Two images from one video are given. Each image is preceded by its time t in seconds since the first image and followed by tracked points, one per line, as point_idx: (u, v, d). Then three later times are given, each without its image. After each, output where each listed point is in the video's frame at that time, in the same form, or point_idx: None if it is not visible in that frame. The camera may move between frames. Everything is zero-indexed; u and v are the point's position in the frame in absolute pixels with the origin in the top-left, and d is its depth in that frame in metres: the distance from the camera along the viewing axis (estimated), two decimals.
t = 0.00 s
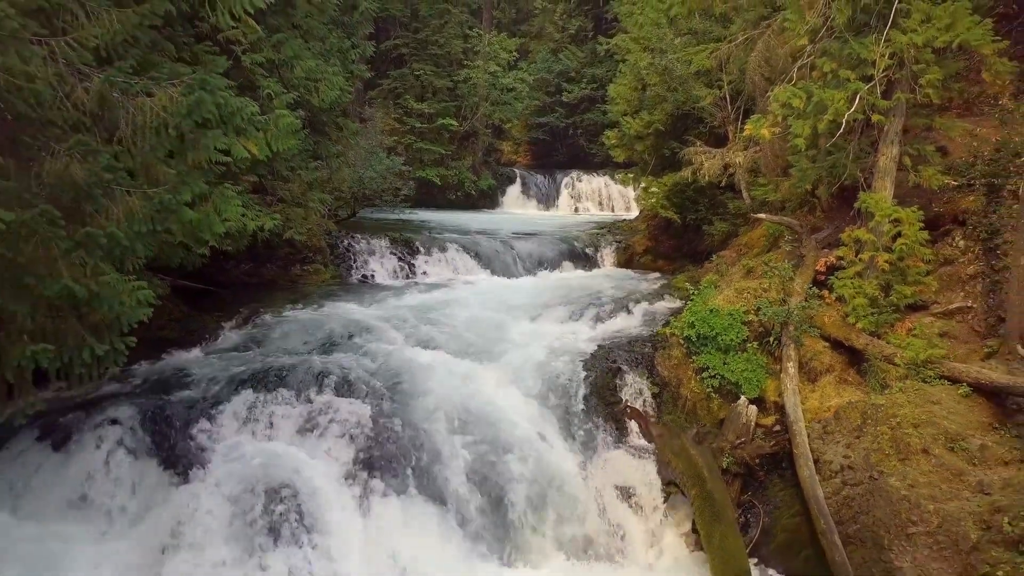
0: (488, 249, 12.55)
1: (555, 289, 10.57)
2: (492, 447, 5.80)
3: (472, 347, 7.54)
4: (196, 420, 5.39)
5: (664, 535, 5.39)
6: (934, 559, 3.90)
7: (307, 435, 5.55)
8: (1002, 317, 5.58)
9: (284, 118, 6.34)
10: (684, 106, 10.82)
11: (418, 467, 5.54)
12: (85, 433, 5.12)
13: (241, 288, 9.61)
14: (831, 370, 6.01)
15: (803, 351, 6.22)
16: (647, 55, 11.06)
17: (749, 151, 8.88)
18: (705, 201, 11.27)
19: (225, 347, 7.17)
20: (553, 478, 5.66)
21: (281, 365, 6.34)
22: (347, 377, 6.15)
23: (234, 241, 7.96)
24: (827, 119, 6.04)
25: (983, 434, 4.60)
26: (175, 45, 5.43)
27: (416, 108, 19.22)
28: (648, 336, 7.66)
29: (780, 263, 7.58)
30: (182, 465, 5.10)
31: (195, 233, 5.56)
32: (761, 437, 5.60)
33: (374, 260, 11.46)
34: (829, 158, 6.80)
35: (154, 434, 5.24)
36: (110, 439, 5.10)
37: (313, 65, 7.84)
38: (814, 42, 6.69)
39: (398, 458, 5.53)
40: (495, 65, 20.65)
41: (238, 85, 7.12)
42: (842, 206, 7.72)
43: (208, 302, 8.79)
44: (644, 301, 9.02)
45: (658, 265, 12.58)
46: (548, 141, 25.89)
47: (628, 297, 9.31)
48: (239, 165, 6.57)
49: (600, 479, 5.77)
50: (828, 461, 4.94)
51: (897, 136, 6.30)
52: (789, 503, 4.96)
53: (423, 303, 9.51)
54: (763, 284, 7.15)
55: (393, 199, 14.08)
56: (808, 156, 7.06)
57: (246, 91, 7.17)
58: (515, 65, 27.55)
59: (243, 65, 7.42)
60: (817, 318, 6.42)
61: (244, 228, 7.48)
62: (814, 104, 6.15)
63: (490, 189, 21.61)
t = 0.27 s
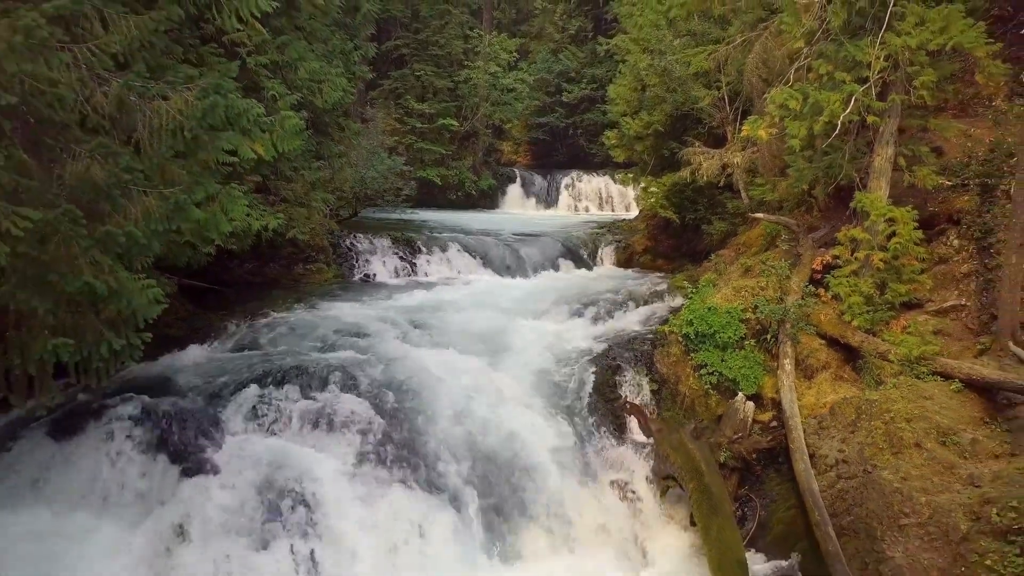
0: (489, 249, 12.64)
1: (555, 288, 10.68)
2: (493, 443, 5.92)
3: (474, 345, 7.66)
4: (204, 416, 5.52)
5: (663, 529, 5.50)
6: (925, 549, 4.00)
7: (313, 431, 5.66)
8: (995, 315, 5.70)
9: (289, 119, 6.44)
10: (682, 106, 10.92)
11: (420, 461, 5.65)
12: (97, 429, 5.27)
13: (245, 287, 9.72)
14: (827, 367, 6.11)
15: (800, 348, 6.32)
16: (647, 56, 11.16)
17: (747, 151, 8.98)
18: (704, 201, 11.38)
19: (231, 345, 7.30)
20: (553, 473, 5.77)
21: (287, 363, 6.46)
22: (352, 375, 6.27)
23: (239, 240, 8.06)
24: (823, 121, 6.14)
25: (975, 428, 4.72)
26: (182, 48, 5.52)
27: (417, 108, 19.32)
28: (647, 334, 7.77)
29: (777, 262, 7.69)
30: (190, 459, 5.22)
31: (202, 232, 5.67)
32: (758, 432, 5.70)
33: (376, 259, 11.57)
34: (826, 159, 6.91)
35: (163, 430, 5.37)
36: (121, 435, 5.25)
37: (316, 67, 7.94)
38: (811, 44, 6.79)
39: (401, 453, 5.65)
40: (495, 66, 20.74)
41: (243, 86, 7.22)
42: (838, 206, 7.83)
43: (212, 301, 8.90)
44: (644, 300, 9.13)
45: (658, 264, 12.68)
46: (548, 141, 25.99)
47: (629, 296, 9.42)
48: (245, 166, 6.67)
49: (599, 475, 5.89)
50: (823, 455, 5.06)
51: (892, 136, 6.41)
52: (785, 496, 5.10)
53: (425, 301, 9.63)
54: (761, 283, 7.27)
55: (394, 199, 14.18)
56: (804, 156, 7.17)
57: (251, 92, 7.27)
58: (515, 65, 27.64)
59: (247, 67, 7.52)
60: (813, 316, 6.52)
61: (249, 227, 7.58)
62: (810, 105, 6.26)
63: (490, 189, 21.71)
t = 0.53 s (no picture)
0: (489, 248, 12.75)
1: (555, 287, 10.81)
2: (495, 437, 6.03)
3: (475, 343, 7.77)
4: (211, 410, 5.63)
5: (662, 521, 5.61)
6: (915, 538, 4.12)
7: (318, 424, 5.76)
8: (987, 312, 5.82)
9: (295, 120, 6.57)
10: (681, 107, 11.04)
11: (423, 455, 5.76)
12: (108, 423, 5.40)
13: (249, 285, 9.85)
14: (823, 363, 6.21)
15: (796, 344, 6.41)
16: (646, 57, 11.29)
17: (744, 152, 9.11)
18: (703, 201, 11.50)
19: (236, 341, 7.40)
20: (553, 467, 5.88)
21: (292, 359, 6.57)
22: (356, 370, 6.37)
23: (244, 239, 8.18)
24: (818, 121, 6.27)
25: (965, 422, 4.84)
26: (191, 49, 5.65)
27: (418, 108, 19.44)
28: (646, 332, 7.90)
29: (774, 261, 7.81)
30: (198, 452, 5.34)
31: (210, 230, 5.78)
32: (754, 427, 5.81)
33: (378, 258, 11.69)
34: (821, 159, 7.04)
35: (171, 423, 5.48)
36: (131, 429, 5.37)
37: (320, 68, 8.06)
38: (807, 46, 6.92)
39: (405, 446, 5.76)
40: (496, 66, 20.87)
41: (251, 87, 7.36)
42: (834, 206, 7.95)
43: (217, 299, 9.03)
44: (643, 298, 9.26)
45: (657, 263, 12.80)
46: (548, 141, 26.11)
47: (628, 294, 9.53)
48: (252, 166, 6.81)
49: (598, 469, 6.00)
50: (817, 448, 5.17)
51: (887, 137, 6.54)
52: (781, 488, 5.22)
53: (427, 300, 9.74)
54: (758, 281, 7.39)
55: (395, 198, 14.30)
56: (800, 156, 7.29)
57: (259, 94, 7.42)
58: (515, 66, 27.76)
59: (253, 68, 7.65)
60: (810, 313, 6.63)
61: (255, 226, 7.71)
62: (806, 106, 6.39)
63: (491, 189, 21.83)
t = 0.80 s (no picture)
0: (490, 247, 12.85)
1: (555, 286, 10.91)
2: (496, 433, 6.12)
3: (477, 341, 7.87)
4: (218, 406, 5.73)
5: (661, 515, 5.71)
6: (908, 529, 4.23)
7: (322, 420, 5.86)
8: (980, 310, 5.91)
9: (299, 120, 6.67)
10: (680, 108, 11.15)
11: (425, 450, 5.83)
12: (118, 419, 5.51)
13: (252, 284, 9.96)
14: (819, 360, 6.29)
15: (792, 341, 6.50)
16: (645, 58, 11.39)
17: (742, 152, 9.22)
18: (701, 201, 11.61)
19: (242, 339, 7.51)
20: (554, 462, 5.97)
21: (297, 356, 6.67)
22: (360, 368, 6.47)
23: (248, 238, 8.28)
24: (814, 122, 6.37)
25: (958, 416, 4.93)
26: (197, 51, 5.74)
27: (418, 109, 19.55)
28: (645, 329, 8.01)
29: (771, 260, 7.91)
30: (206, 447, 5.44)
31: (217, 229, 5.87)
32: (751, 423, 5.89)
33: (379, 257, 11.79)
34: (818, 159, 7.14)
35: (179, 419, 5.59)
36: (140, 425, 5.48)
37: (323, 70, 8.16)
38: (804, 48, 7.02)
39: (407, 441, 5.84)
40: (496, 67, 20.98)
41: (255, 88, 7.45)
42: (830, 205, 8.06)
43: (221, 297, 9.13)
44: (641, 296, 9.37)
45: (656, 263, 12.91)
46: (548, 141, 26.22)
47: (627, 293, 9.64)
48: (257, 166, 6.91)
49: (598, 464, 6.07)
50: (813, 444, 5.27)
51: (882, 137, 6.66)
52: (777, 483, 5.33)
53: (429, 299, 9.85)
54: (755, 280, 7.50)
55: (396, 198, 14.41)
56: (797, 156, 7.40)
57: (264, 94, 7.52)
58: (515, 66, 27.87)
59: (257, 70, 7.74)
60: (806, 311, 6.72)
61: (259, 226, 7.80)
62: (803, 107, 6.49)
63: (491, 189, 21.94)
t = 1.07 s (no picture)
0: (490, 246, 12.96)
1: (556, 284, 11.04)
2: (498, 427, 6.23)
3: (478, 338, 7.97)
4: (225, 401, 5.84)
5: (659, 508, 5.82)
6: (900, 520, 4.37)
7: (327, 415, 5.97)
8: (972, 308, 6.03)
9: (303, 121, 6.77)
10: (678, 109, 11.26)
11: (429, 444, 5.95)
12: (127, 413, 5.63)
13: (255, 282, 10.06)
14: (815, 357, 6.41)
15: (789, 339, 6.65)
16: (644, 59, 11.51)
17: (740, 152, 9.32)
18: (700, 200, 11.72)
19: (247, 337, 7.63)
20: (555, 456, 6.09)
21: (302, 353, 6.78)
22: (365, 364, 6.59)
23: (251, 237, 8.38)
24: (810, 123, 6.48)
25: (950, 411, 5.06)
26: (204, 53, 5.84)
27: (419, 109, 19.66)
28: (643, 327, 8.12)
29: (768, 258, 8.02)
30: (213, 440, 5.55)
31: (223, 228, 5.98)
32: (748, 418, 6.01)
33: (381, 256, 11.90)
34: (814, 159, 7.25)
35: (187, 413, 5.70)
36: (149, 418, 5.60)
37: (326, 71, 8.26)
38: (800, 50, 7.12)
39: (411, 436, 5.95)
40: (496, 67, 21.09)
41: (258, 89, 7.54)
42: (827, 205, 8.17)
43: (224, 295, 9.23)
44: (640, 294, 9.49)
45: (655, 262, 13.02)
46: (548, 141, 26.33)
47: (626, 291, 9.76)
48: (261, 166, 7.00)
49: (598, 458, 6.18)
50: (808, 437, 5.37)
51: (877, 138, 6.75)
52: (773, 476, 5.44)
53: (431, 297, 9.98)
54: (753, 279, 7.62)
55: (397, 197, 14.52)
56: (793, 156, 7.51)
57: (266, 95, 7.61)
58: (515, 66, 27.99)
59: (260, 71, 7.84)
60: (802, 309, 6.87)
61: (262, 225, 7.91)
62: (799, 108, 6.60)
63: (491, 189, 22.04)
